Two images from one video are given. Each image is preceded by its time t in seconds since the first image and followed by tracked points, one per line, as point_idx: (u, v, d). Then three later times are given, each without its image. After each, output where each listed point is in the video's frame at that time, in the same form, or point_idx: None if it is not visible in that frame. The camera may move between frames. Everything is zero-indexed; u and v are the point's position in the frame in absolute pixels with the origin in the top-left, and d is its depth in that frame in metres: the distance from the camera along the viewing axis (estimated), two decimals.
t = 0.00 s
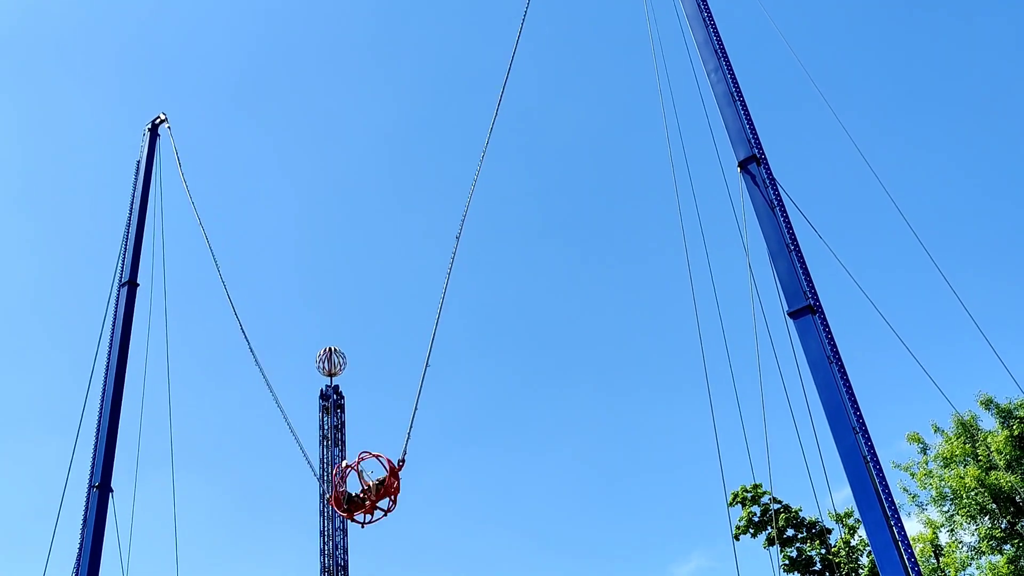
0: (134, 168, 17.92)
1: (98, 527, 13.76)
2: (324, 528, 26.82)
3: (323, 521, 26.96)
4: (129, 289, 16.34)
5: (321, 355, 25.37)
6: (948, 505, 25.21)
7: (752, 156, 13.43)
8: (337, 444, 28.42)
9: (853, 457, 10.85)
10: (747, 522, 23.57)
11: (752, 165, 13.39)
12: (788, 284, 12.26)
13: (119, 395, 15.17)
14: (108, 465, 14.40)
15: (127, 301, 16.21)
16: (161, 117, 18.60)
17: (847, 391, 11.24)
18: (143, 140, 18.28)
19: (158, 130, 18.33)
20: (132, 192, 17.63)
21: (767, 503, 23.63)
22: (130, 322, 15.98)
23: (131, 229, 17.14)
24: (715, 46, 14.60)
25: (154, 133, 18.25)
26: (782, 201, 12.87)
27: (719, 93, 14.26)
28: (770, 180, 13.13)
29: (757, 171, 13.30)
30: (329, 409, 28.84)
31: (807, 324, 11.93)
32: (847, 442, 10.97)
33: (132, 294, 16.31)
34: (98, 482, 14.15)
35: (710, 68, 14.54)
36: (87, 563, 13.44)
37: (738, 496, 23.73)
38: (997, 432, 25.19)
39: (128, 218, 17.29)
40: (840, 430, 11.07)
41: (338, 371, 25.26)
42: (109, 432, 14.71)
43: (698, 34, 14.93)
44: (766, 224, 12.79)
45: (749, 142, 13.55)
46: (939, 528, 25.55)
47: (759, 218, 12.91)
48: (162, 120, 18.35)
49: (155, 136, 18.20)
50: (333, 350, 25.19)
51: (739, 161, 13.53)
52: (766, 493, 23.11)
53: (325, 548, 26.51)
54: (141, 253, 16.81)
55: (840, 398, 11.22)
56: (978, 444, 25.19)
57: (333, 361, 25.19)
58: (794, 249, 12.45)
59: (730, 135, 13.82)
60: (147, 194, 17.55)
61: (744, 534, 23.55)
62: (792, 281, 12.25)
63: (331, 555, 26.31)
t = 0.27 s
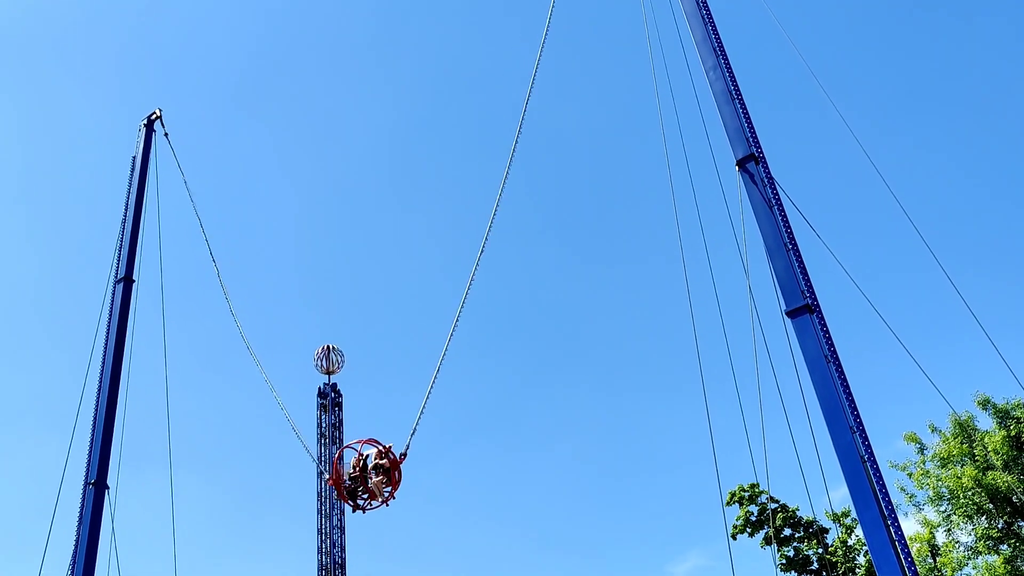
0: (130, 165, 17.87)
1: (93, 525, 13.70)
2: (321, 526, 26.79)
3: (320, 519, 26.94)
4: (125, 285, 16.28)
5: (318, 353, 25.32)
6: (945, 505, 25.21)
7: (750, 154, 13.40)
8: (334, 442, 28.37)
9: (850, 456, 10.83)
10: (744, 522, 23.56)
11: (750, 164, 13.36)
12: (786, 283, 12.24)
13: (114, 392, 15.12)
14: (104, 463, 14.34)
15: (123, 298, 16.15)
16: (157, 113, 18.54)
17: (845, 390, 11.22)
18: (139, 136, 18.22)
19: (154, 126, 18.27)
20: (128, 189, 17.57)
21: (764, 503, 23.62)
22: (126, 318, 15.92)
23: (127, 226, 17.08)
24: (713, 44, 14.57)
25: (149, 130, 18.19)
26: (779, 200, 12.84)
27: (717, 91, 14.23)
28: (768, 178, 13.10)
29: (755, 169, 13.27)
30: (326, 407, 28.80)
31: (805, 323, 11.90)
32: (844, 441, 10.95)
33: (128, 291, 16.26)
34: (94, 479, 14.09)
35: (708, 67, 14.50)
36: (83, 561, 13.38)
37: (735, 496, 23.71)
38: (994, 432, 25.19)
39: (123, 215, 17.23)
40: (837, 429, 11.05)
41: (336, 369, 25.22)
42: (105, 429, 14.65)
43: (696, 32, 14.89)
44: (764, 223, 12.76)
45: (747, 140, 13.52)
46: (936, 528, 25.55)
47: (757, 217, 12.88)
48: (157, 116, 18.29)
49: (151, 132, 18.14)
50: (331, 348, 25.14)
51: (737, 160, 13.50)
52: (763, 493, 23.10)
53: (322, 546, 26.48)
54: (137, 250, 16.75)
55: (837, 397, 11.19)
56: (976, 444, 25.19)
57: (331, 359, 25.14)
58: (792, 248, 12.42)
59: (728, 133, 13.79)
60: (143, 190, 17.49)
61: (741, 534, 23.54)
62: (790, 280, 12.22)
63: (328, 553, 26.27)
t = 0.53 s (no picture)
0: (127, 163, 17.84)
1: (91, 523, 13.69)
2: (320, 525, 26.78)
3: (318, 518, 26.93)
4: (122, 283, 16.26)
5: (317, 351, 25.29)
6: (943, 505, 25.21)
7: (749, 154, 13.39)
8: (333, 441, 28.35)
9: (848, 456, 10.83)
10: (742, 521, 23.57)
11: (749, 163, 13.34)
12: (785, 283, 12.23)
13: (112, 391, 15.09)
14: (102, 461, 14.32)
15: (121, 296, 16.12)
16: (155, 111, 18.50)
17: (843, 390, 11.21)
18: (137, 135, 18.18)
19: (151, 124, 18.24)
20: (125, 187, 17.54)
21: (763, 502, 23.62)
22: (123, 316, 15.90)
23: (124, 224, 17.05)
24: (713, 43, 14.55)
25: (147, 128, 18.15)
26: (778, 199, 12.83)
27: (717, 90, 14.21)
28: (767, 178, 13.09)
29: (754, 169, 13.26)
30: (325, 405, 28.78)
31: (803, 322, 11.90)
32: (842, 441, 10.94)
33: (125, 289, 16.23)
34: (92, 477, 14.07)
35: (708, 66, 14.48)
36: (80, 559, 13.37)
37: (734, 495, 23.70)
38: (993, 432, 25.20)
39: (120, 213, 17.20)
40: (836, 429, 11.04)
41: (334, 367, 25.19)
42: (102, 428, 14.63)
43: (696, 31, 14.87)
44: (763, 223, 12.75)
45: (746, 140, 13.50)
46: (934, 528, 25.56)
47: (756, 216, 12.87)
48: (155, 114, 18.26)
49: (148, 130, 18.10)
50: (329, 347, 25.12)
51: (736, 159, 13.49)
52: (761, 492, 23.10)
53: (321, 545, 26.48)
54: (134, 248, 16.71)
55: (835, 397, 11.19)
56: (974, 444, 25.19)
57: (329, 357, 25.12)
58: (791, 248, 12.41)
59: (727, 133, 13.77)
60: (140, 188, 17.46)
61: (740, 533, 23.55)
62: (788, 279, 12.21)
63: (326, 552, 26.26)
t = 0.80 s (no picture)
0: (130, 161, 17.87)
1: (90, 521, 13.71)
2: (318, 523, 26.82)
3: (317, 516, 26.97)
4: (124, 282, 16.29)
5: (316, 349, 25.33)
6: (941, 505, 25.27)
7: (749, 154, 13.42)
8: (331, 439, 28.38)
9: (847, 456, 10.87)
10: (740, 520, 23.61)
11: (749, 163, 13.38)
12: (784, 283, 12.26)
13: (112, 389, 15.12)
14: (102, 459, 14.35)
15: (122, 294, 16.16)
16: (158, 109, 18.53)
17: (842, 390, 11.24)
18: (140, 133, 18.20)
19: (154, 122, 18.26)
20: (127, 185, 17.57)
21: (760, 502, 23.66)
22: (124, 314, 15.93)
23: (126, 222, 17.08)
24: (713, 44, 14.58)
25: (150, 126, 18.17)
26: (778, 199, 12.87)
27: (717, 90, 14.24)
28: (767, 178, 13.12)
29: (754, 169, 13.29)
30: (324, 404, 28.81)
31: (802, 322, 11.93)
32: (841, 441, 10.98)
33: (127, 287, 16.26)
34: (91, 475, 14.10)
35: (708, 66, 14.51)
36: (80, 556, 13.40)
37: (732, 495, 23.74)
38: (990, 432, 25.26)
39: (122, 211, 17.21)
40: (834, 428, 11.08)
41: (333, 365, 25.22)
42: (102, 425, 14.66)
43: (697, 32, 14.90)
44: (762, 223, 12.78)
45: (746, 140, 13.53)
46: (932, 528, 25.62)
47: (755, 216, 12.90)
48: (158, 112, 18.28)
49: (152, 129, 18.13)
50: (328, 345, 25.16)
51: (736, 159, 13.52)
52: (760, 492, 23.15)
53: (319, 543, 26.50)
54: (136, 246, 16.74)
55: (834, 397, 11.23)
56: (972, 444, 25.25)
57: (328, 356, 25.16)
58: (790, 248, 12.44)
59: (727, 133, 13.80)
60: (142, 186, 17.50)
61: (738, 532, 23.59)
62: (787, 279, 12.25)
63: (324, 550, 26.30)
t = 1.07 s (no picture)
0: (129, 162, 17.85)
1: (88, 523, 13.67)
2: (317, 524, 26.79)
3: (316, 518, 26.94)
4: (123, 282, 16.26)
5: (315, 351, 25.30)
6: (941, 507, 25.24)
7: (748, 156, 13.40)
8: (330, 440, 28.35)
9: (846, 458, 10.84)
10: (739, 522, 23.58)
11: (748, 165, 13.36)
12: (783, 285, 12.24)
13: (111, 390, 15.09)
14: (101, 459, 14.32)
15: (121, 294, 16.13)
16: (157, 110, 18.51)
17: (842, 393, 11.22)
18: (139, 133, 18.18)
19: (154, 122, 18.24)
20: (127, 185, 17.55)
21: (760, 504, 23.63)
22: (123, 314, 15.91)
23: (125, 222, 17.05)
24: (712, 46, 14.57)
25: (149, 126, 18.16)
26: (777, 201, 12.85)
27: (716, 92, 14.23)
28: (766, 180, 13.10)
29: (753, 171, 13.27)
30: (323, 405, 28.79)
31: (802, 324, 11.91)
32: (840, 443, 10.95)
33: (126, 287, 16.24)
34: (90, 475, 14.07)
35: (707, 68, 14.50)
36: (78, 557, 13.36)
37: (731, 497, 23.72)
38: (990, 434, 25.23)
39: (121, 211, 17.19)
40: (834, 431, 11.05)
41: (332, 366, 25.20)
42: (101, 426, 14.63)
43: (696, 33, 14.88)
44: (762, 225, 12.76)
45: (745, 142, 13.52)
46: (931, 530, 25.59)
47: (755, 218, 12.88)
48: (158, 113, 18.26)
49: (151, 129, 18.11)
50: (328, 346, 25.13)
51: (735, 162, 13.50)
52: (759, 493, 23.12)
53: (318, 545, 26.46)
54: (135, 246, 16.72)
55: (833, 400, 11.20)
56: (972, 446, 25.23)
57: (328, 357, 25.13)
58: (790, 250, 12.42)
59: (726, 135, 13.78)
60: (142, 186, 17.48)
61: (737, 534, 23.56)
62: (787, 282, 12.23)
63: (323, 551, 26.27)
